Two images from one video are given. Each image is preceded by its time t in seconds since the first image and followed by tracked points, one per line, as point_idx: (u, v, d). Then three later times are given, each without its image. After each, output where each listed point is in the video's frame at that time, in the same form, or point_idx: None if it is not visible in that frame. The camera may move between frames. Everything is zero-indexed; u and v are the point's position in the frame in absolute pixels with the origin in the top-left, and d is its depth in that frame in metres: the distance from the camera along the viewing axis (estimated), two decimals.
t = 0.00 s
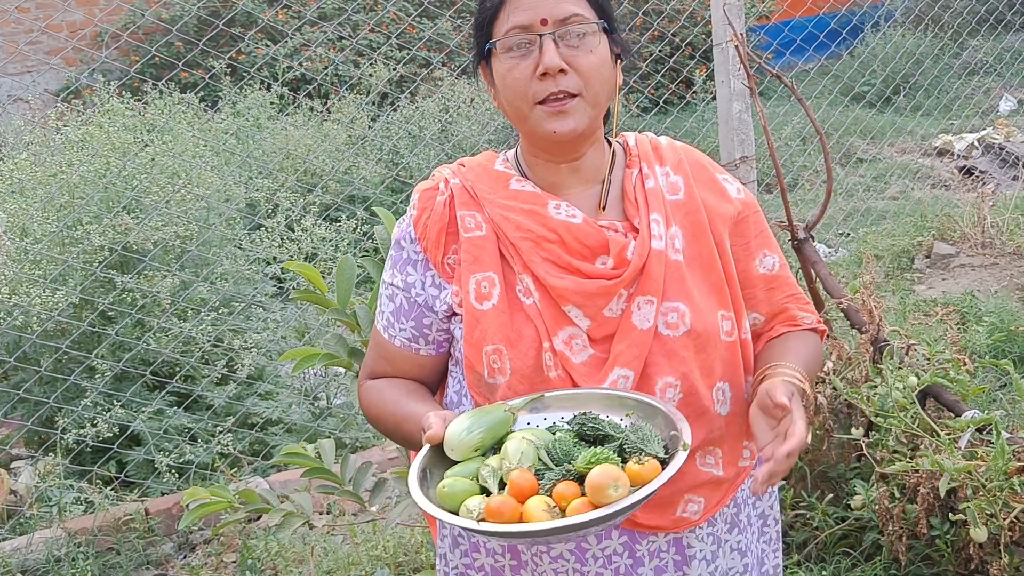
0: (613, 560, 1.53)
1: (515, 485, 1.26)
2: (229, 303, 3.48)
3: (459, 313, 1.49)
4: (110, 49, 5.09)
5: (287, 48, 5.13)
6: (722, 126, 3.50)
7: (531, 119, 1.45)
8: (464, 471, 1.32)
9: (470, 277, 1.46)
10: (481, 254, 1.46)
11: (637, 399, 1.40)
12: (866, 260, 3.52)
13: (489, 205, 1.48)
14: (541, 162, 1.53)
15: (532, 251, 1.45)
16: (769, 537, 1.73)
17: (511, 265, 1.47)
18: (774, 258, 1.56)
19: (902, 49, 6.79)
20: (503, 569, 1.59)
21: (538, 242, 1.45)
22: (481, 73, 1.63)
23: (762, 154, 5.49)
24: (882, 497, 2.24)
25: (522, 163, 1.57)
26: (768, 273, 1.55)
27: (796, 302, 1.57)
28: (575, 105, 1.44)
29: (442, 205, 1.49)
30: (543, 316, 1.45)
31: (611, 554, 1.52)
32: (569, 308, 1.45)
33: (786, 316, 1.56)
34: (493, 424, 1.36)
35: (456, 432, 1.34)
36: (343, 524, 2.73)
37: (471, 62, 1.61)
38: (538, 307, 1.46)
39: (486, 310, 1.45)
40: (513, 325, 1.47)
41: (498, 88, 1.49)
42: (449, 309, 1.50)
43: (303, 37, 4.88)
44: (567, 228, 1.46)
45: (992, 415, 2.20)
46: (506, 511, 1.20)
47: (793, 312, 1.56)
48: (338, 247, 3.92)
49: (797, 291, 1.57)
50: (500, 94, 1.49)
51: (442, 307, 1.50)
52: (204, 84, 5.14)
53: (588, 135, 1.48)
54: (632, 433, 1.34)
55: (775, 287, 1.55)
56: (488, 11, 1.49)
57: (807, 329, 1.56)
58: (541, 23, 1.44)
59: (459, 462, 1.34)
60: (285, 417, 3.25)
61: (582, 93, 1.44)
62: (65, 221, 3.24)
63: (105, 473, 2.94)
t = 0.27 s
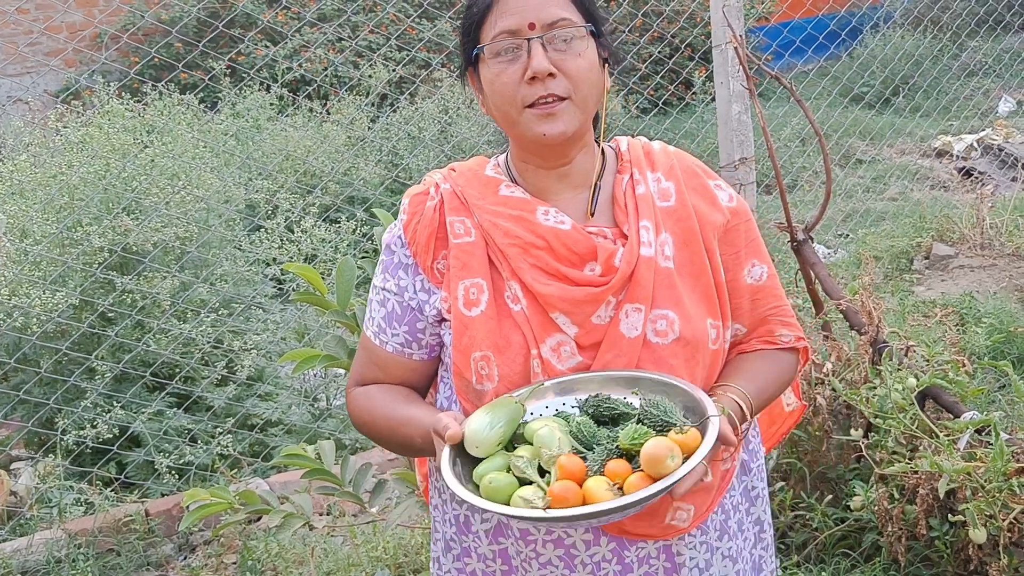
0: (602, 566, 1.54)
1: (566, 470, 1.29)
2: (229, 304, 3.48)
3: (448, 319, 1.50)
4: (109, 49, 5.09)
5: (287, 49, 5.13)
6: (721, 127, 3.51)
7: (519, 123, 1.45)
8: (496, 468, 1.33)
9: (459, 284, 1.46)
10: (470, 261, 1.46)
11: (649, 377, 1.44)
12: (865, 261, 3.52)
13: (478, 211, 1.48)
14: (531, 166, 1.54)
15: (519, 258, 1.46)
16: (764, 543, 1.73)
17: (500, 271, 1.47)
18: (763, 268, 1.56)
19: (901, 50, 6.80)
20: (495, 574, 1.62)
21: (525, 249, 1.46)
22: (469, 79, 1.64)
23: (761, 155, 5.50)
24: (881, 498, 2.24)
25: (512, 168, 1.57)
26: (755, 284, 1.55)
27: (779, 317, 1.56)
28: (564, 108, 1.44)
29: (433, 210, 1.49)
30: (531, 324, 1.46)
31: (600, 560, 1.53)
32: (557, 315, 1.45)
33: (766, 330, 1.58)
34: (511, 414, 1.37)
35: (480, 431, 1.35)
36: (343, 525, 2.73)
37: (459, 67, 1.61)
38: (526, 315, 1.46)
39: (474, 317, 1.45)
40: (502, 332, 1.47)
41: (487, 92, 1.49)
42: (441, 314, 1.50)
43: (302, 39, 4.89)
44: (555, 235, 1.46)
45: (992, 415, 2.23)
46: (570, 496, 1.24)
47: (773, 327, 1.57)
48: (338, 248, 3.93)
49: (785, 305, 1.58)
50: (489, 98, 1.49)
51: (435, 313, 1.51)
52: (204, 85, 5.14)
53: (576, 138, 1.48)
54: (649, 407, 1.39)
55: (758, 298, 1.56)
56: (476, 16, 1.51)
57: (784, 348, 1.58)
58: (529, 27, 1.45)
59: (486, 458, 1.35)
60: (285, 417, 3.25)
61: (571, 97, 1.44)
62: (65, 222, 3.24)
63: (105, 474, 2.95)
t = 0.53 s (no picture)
0: (597, 569, 1.55)
1: (591, 475, 1.31)
2: (230, 304, 3.48)
3: (442, 324, 1.51)
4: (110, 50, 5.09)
5: (288, 50, 5.14)
6: (722, 128, 3.51)
7: (514, 126, 1.46)
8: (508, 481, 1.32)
9: (453, 289, 1.47)
10: (464, 266, 1.47)
11: (634, 393, 1.48)
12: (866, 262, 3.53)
13: (472, 216, 1.50)
14: (524, 170, 1.56)
15: (514, 262, 1.47)
16: (756, 544, 1.76)
17: (494, 277, 1.49)
18: (761, 268, 1.62)
19: (901, 51, 6.81)
20: None
21: (520, 253, 1.47)
22: (461, 79, 1.65)
23: (762, 155, 5.50)
24: (884, 498, 2.25)
25: (505, 172, 1.59)
26: (755, 281, 1.62)
27: (776, 314, 1.64)
28: (558, 111, 1.46)
29: (426, 216, 1.50)
30: (525, 330, 1.48)
31: (595, 564, 1.54)
32: (551, 320, 1.47)
33: (763, 326, 1.65)
34: (513, 429, 1.38)
35: (490, 444, 1.35)
36: (346, 525, 2.74)
37: (451, 68, 1.62)
38: (521, 321, 1.48)
39: (469, 322, 1.47)
40: (496, 338, 1.49)
41: (481, 94, 1.51)
42: (434, 319, 1.52)
43: (304, 39, 4.89)
44: (549, 239, 1.48)
45: (994, 416, 2.22)
46: (605, 498, 1.25)
47: (770, 324, 1.64)
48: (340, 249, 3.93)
49: (781, 304, 1.64)
50: (483, 100, 1.51)
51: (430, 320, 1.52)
52: (205, 86, 5.14)
53: (571, 142, 1.50)
54: (646, 419, 1.43)
55: (758, 296, 1.62)
56: (471, 17, 1.52)
57: (780, 343, 1.64)
58: (525, 30, 1.47)
59: (495, 472, 1.34)
60: (288, 418, 3.25)
61: (567, 101, 1.46)
62: (68, 222, 3.24)
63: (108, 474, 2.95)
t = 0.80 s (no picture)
0: (595, 570, 1.54)
1: (598, 484, 1.32)
2: (233, 304, 3.49)
3: (431, 326, 1.53)
4: (112, 51, 5.09)
5: (290, 51, 5.14)
6: (724, 127, 3.51)
7: (501, 126, 1.48)
8: (508, 491, 1.32)
9: (443, 291, 1.49)
10: (453, 268, 1.49)
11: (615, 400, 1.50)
12: (868, 261, 3.53)
13: (460, 217, 1.52)
14: (511, 171, 1.58)
15: (504, 263, 1.49)
16: (749, 539, 1.79)
17: (484, 278, 1.51)
18: (750, 265, 1.66)
19: (902, 51, 6.81)
20: None
21: (510, 254, 1.49)
22: (447, 78, 1.65)
23: (764, 156, 5.50)
24: (887, 497, 2.25)
25: (491, 172, 1.61)
26: (744, 279, 1.66)
27: (766, 310, 1.68)
28: (546, 112, 1.47)
29: (413, 218, 1.52)
30: (516, 332, 1.50)
31: (593, 564, 1.54)
32: (542, 321, 1.49)
33: (753, 322, 1.69)
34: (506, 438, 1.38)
35: (488, 453, 1.34)
36: (349, 524, 2.74)
37: (437, 68, 1.63)
38: (511, 322, 1.50)
39: (460, 324, 1.49)
40: (487, 339, 1.51)
41: (468, 94, 1.52)
42: (421, 322, 1.54)
43: (306, 39, 4.89)
44: (538, 239, 1.50)
45: (996, 415, 2.22)
46: (618, 507, 1.27)
47: (761, 320, 1.68)
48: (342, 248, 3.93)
49: (769, 301, 1.69)
50: (470, 100, 1.52)
51: (415, 322, 1.54)
52: (207, 86, 5.14)
53: (558, 143, 1.52)
54: (634, 426, 1.45)
55: (749, 293, 1.67)
56: (457, 18, 1.53)
57: (771, 339, 1.69)
58: (513, 30, 1.47)
59: (493, 482, 1.33)
60: (290, 417, 3.25)
61: (554, 101, 1.48)
62: (71, 221, 3.24)
63: (111, 473, 2.95)
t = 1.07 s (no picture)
0: (585, 572, 1.54)
1: (588, 491, 1.33)
2: (235, 304, 3.49)
3: (410, 331, 1.55)
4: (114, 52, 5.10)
5: (291, 52, 5.15)
6: (725, 129, 3.52)
7: (480, 127, 1.49)
8: (498, 503, 1.33)
9: (423, 297, 1.51)
10: (432, 273, 1.51)
11: (598, 407, 1.51)
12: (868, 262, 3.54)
13: (438, 222, 1.53)
14: (489, 173, 1.59)
15: (482, 267, 1.50)
16: (735, 534, 1.80)
17: (463, 283, 1.52)
18: (729, 262, 1.69)
19: (903, 53, 6.82)
20: None
21: (488, 258, 1.51)
22: (423, 81, 1.66)
23: (765, 157, 5.52)
24: (888, 497, 2.26)
25: (469, 176, 1.63)
26: (724, 275, 1.68)
27: (747, 307, 1.71)
28: (525, 114, 1.49)
29: (391, 222, 1.54)
30: (496, 337, 1.51)
31: (583, 567, 1.53)
32: (522, 325, 1.50)
33: (736, 318, 1.72)
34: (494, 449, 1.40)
35: (475, 465, 1.36)
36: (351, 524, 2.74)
37: (414, 73, 1.65)
38: (491, 327, 1.51)
39: (440, 330, 1.50)
40: (468, 344, 1.52)
41: (446, 95, 1.53)
42: (399, 327, 1.55)
43: (307, 40, 4.90)
44: (517, 242, 1.51)
45: (997, 415, 2.23)
46: (609, 512, 1.27)
47: (743, 316, 1.71)
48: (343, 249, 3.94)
49: (750, 297, 1.72)
50: (448, 102, 1.53)
51: (392, 327, 1.56)
52: (208, 88, 5.15)
53: (537, 145, 1.53)
54: (620, 432, 1.46)
55: (729, 289, 1.69)
56: (436, 19, 1.53)
57: (753, 334, 1.72)
58: (493, 32, 1.49)
59: (483, 494, 1.35)
60: (292, 417, 3.25)
61: (533, 103, 1.49)
62: (74, 221, 3.25)
63: (113, 473, 2.96)
